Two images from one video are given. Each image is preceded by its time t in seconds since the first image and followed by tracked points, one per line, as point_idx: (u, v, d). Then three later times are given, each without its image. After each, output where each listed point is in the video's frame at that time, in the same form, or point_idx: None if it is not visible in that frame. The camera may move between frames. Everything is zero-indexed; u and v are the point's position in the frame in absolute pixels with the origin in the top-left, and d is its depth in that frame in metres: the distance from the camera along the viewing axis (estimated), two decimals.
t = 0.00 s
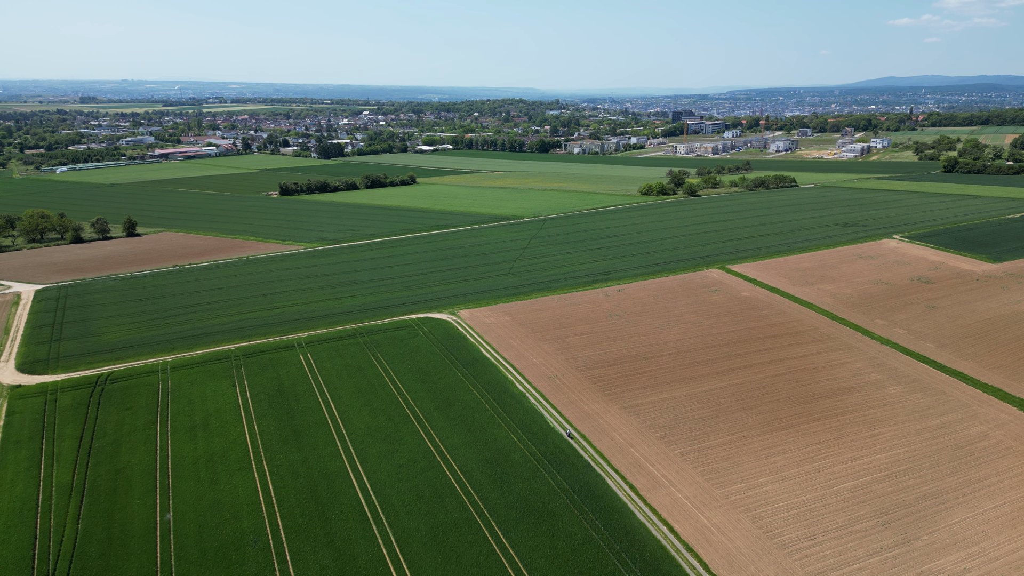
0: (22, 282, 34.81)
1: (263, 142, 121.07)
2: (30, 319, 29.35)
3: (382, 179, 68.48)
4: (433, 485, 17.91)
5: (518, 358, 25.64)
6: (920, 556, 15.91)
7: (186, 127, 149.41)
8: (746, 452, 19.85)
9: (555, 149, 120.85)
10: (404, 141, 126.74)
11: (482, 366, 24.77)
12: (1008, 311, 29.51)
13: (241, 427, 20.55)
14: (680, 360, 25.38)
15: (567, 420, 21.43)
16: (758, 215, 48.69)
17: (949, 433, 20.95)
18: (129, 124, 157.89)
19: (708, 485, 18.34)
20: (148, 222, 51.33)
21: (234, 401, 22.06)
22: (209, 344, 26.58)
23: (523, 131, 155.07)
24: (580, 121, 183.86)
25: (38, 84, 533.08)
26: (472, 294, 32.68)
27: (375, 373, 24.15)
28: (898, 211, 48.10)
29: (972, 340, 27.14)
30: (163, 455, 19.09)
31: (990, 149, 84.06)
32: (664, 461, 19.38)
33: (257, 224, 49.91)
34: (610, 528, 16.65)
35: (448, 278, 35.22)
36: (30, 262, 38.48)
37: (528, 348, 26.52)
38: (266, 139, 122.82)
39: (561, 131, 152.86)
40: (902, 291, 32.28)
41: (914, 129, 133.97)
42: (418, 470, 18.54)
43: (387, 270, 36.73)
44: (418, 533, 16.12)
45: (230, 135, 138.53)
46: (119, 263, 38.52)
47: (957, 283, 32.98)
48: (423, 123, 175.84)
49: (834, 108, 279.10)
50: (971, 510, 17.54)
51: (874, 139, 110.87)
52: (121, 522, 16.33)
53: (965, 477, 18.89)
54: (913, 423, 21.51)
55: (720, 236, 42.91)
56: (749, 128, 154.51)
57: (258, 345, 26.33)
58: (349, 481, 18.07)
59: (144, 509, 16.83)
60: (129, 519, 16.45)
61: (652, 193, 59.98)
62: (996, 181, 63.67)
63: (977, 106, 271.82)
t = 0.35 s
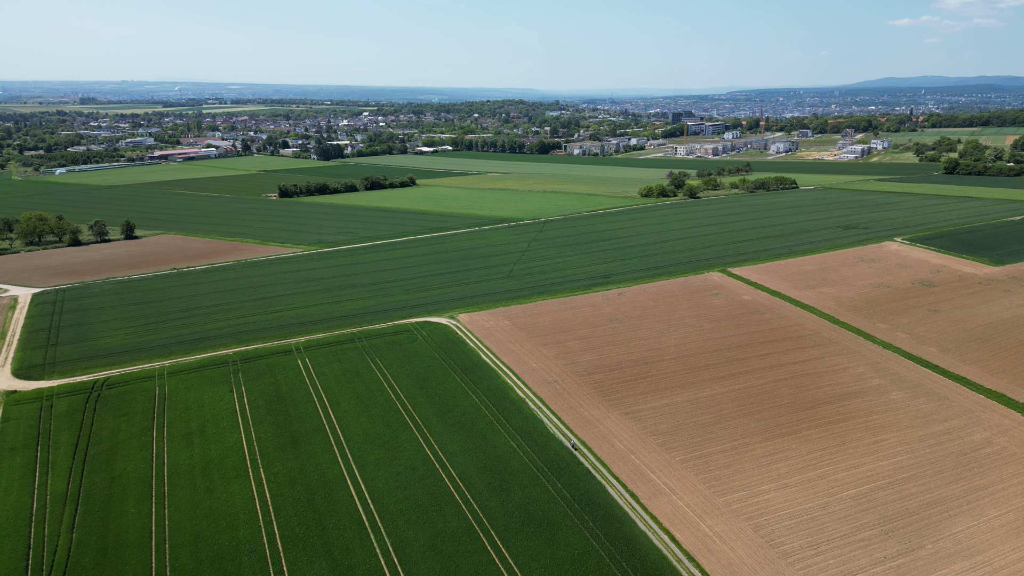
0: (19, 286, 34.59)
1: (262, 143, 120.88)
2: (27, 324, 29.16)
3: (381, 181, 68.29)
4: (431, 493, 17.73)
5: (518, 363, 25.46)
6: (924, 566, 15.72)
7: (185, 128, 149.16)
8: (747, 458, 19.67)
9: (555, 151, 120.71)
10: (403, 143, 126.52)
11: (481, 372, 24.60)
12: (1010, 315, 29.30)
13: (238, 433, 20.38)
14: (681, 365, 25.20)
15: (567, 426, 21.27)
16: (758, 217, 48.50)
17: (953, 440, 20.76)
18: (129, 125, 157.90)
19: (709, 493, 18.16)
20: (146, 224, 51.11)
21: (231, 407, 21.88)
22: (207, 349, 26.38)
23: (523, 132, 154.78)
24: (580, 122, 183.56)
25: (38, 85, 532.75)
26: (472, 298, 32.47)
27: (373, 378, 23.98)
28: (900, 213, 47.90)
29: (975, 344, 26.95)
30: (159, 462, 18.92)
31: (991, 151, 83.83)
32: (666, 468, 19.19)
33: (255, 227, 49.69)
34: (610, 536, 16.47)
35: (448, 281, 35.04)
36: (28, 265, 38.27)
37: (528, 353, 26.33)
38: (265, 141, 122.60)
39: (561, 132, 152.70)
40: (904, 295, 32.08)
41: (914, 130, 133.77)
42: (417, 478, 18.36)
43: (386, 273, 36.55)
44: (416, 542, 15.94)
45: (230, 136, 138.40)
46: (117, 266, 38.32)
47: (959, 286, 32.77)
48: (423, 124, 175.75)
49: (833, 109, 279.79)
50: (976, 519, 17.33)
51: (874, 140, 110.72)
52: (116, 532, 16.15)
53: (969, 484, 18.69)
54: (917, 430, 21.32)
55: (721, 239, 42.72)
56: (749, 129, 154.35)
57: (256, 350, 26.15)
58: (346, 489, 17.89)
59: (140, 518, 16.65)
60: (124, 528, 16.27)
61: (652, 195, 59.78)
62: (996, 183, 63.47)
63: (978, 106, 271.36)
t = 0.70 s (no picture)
0: (15, 292, 34.40)
1: (262, 147, 120.79)
2: (23, 331, 28.95)
3: (380, 185, 68.20)
4: (429, 504, 17.51)
5: (517, 370, 25.27)
6: None
7: (185, 132, 149.07)
8: (749, 468, 19.46)
9: (555, 155, 120.67)
10: (403, 147, 126.48)
11: (481, 379, 24.39)
12: (1013, 321, 29.12)
13: (235, 443, 20.18)
14: (682, 372, 25.00)
15: (567, 435, 21.06)
16: (759, 222, 48.33)
17: (957, 449, 20.55)
18: (128, 129, 157.80)
19: (711, 503, 17.93)
20: (145, 229, 50.93)
21: (228, 416, 21.68)
22: (204, 356, 26.17)
23: (522, 136, 154.72)
24: (580, 125, 183.63)
25: (39, 89, 533.17)
26: (471, 304, 32.28)
27: (371, 386, 23.76)
28: (901, 218, 47.74)
29: (978, 351, 26.76)
30: (154, 473, 18.71)
31: (991, 155, 83.80)
32: (667, 478, 18.98)
33: (254, 232, 49.51)
34: (611, 548, 16.25)
35: (447, 287, 34.86)
36: (25, 271, 38.06)
37: (527, 360, 26.14)
38: (265, 145, 122.50)
39: (560, 136, 152.72)
40: (906, 301, 31.89)
41: (914, 134, 133.78)
42: (415, 488, 18.15)
43: (385, 279, 36.37)
44: (414, 555, 15.71)
45: (229, 140, 138.37)
46: (115, 272, 38.14)
47: (961, 292, 32.60)
48: (423, 128, 175.81)
49: (833, 112, 279.72)
50: (981, 530, 17.11)
51: (874, 144, 110.66)
52: (109, 544, 15.93)
53: (974, 494, 18.47)
54: (920, 438, 21.12)
55: (722, 244, 42.55)
56: (749, 133, 154.42)
57: (254, 357, 25.96)
58: (344, 500, 17.67)
59: (134, 529, 16.44)
60: (118, 540, 16.05)
61: (652, 199, 59.64)
62: (997, 187, 63.34)
63: (979, 109, 270.77)
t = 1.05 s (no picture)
0: (12, 299, 34.22)
1: (261, 152, 120.74)
2: (19, 339, 28.75)
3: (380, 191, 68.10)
4: (428, 516, 17.30)
5: (517, 379, 25.07)
6: None
7: (185, 137, 149.12)
8: (751, 479, 19.25)
9: (555, 159, 120.65)
10: (403, 151, 126.48)
11: (480, 388, 24.19)
12: (1016, 328, 28.94)
13: (231, 453, 19.97)
14: (683, 380, 24.81)
15: (567, 445, 20.86)
16: (759, 228, 48.20)
17: (961, 459, 20.34)
18: (128, 134, 157.80)
19: (713, 515, 17.70)
20: (143, 235, 50.75)
21: (225, 425, 21.47)
22: (201, 364, 25.97)
23: (522, 141, 154.84)
24: (579, 130, 183.80)
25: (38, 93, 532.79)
26: (471, 311, 32.09)
27: (369, 395, 23.56)
28: (902, 224, 47.60)
29: (981, 359, 26.57)
30: (150, 484, 18.50)
31: (991, 159, 83.80)
32: (668, 489, 18.77)
33: (253, 237, 49.34)
34: (611, 561, 16.04)
35: (446, 293, 34.69)
36: (22, 278, 37.86)
37: (527, 368, 25.95)
38: (264, 149, 122.46)
39: (560, 141, 152.85)
40: (908, 308, 31.72)
41: (913, 138, 133.85)
42: (413, 500, 17.93)
43: (384, 285, 36.19)
44: (412, 569, 15.49)
45: (229, 145, 138.33)
46: (113, 278, 37.96)
47: (964, 299, 32.43)
48: (422, 132, 175.88)
49: (831, 116, 281.07)
50: (986, 542, 16.89)
51: (874, 149, 110.72)
52: (103, 557, 15.71)
53: (978, 505, 18.25)
54: (923, 448, 20.91)
55: (722, 250, 42.39)
56: (748, 137, 154.49)
57: (252, 365, 25.76)
58: (342, 511, 17.47)
59: (129, 543, 16.22)
60: (112, 553, 15.83)
61: (652, 205, 59.52)
62: (998, 192, 63.23)
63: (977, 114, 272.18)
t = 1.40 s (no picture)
0: (9, 305, 34.04)
1: (261, 156, 120.67)
2: (15, 346, 28.57)
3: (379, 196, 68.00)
4: (426, 528, 17.09)
5: (516, 387, 24.86)
6: None
7: (184, 141, 149.17)
8: (754, 490, 19.02)
9: (555, 163, 120.61)
10: (403, 156, 126.39)
11: (479, 397, 23.99)
12: (1019, 336, 28.75)
13: (228, 463, 19.75)
14: (685, 389, 24.60)
15: (567, 455, 20.65)
16: (760, 233, 48.03)
17: (965, 469, 20.13)
18: (128, 138, 157.75)
19: (715, 527, 17.47)
20: (142, 240, 50.59)
21: (222, 435, 21.26)
22: (199, 372, 25.79)
23: (522, 145, 154.79)
24: (579, 134, 183.88)
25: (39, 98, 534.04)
26: (471, 318, 31.91)
27: (367, 404, 23.36)
28: (903, 229, 47.44)
29: (984, 367, 26.37)
30: (145, 496, 18.29)
31: (991, 164, 83.67)
32: (669, 500, 18.54)
33: (252, 243, 49.18)
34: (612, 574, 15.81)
35: (446, 300, 34.52)
36: (19, 284, 37.68)
37: (527, 376, 25.74)
38: (264, 154, 122.41)
39: (560, 145, 152.76)
40: (910, 314, 31.54)
41: (913, 142, 133.85)
42: (412, 512, 17.71)
43: (383, 292, 36.02)
44: None
45: (229, 150, 138.12)
46: (111, 284, 37.80)
47: (966, 306, 32.25)
48: (422, 137, 175.96)
49: (832, 120, 281.57)
50: (991, 554, 16.67)
51: (874, 153, 110.71)
52: (97, 570, 15.49)
53: (984, 516, 18.03)
54: (927, 458, 20.70)
55: (723, 256, 42.25)
56: (748, 142, 154.54)
57: (249, 373, 25.56)
58: (339, 523, 17.27)
59: (123, 556, 15.99)
60: (106, 566, 15.61)
61: (652, 210, 59.38)
62: (999, 197, 63.09)
63: (977, 118, 272.35)
